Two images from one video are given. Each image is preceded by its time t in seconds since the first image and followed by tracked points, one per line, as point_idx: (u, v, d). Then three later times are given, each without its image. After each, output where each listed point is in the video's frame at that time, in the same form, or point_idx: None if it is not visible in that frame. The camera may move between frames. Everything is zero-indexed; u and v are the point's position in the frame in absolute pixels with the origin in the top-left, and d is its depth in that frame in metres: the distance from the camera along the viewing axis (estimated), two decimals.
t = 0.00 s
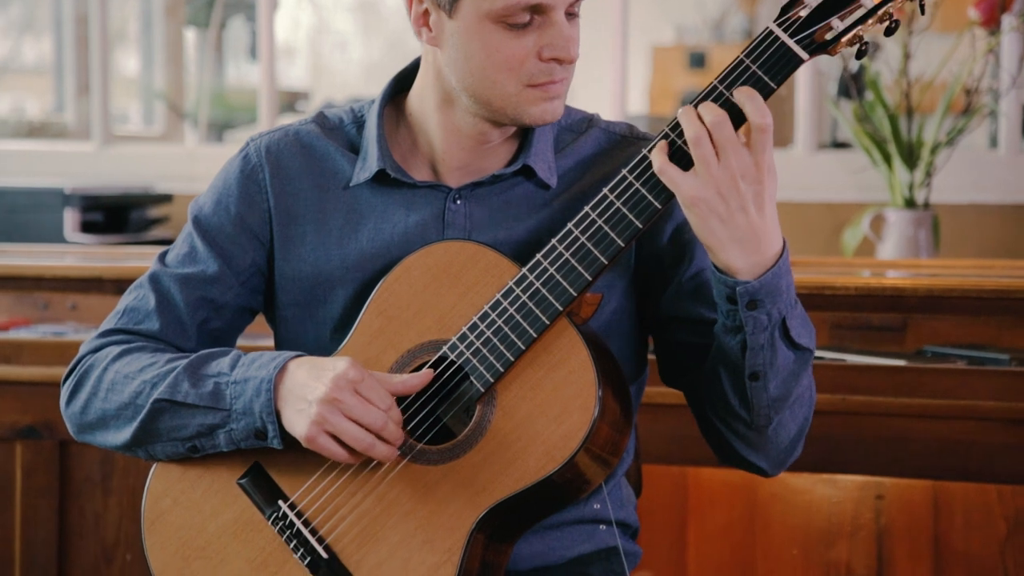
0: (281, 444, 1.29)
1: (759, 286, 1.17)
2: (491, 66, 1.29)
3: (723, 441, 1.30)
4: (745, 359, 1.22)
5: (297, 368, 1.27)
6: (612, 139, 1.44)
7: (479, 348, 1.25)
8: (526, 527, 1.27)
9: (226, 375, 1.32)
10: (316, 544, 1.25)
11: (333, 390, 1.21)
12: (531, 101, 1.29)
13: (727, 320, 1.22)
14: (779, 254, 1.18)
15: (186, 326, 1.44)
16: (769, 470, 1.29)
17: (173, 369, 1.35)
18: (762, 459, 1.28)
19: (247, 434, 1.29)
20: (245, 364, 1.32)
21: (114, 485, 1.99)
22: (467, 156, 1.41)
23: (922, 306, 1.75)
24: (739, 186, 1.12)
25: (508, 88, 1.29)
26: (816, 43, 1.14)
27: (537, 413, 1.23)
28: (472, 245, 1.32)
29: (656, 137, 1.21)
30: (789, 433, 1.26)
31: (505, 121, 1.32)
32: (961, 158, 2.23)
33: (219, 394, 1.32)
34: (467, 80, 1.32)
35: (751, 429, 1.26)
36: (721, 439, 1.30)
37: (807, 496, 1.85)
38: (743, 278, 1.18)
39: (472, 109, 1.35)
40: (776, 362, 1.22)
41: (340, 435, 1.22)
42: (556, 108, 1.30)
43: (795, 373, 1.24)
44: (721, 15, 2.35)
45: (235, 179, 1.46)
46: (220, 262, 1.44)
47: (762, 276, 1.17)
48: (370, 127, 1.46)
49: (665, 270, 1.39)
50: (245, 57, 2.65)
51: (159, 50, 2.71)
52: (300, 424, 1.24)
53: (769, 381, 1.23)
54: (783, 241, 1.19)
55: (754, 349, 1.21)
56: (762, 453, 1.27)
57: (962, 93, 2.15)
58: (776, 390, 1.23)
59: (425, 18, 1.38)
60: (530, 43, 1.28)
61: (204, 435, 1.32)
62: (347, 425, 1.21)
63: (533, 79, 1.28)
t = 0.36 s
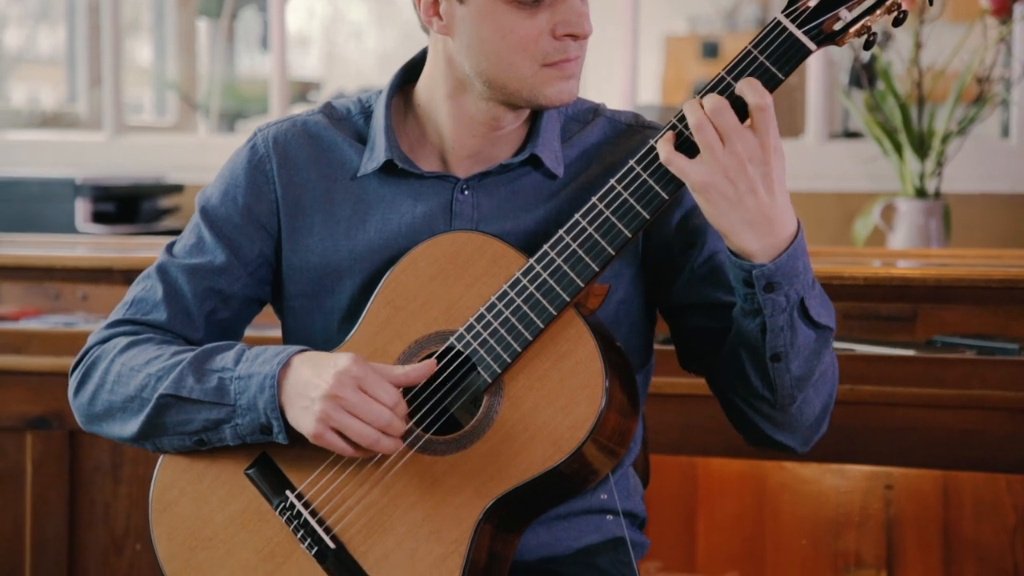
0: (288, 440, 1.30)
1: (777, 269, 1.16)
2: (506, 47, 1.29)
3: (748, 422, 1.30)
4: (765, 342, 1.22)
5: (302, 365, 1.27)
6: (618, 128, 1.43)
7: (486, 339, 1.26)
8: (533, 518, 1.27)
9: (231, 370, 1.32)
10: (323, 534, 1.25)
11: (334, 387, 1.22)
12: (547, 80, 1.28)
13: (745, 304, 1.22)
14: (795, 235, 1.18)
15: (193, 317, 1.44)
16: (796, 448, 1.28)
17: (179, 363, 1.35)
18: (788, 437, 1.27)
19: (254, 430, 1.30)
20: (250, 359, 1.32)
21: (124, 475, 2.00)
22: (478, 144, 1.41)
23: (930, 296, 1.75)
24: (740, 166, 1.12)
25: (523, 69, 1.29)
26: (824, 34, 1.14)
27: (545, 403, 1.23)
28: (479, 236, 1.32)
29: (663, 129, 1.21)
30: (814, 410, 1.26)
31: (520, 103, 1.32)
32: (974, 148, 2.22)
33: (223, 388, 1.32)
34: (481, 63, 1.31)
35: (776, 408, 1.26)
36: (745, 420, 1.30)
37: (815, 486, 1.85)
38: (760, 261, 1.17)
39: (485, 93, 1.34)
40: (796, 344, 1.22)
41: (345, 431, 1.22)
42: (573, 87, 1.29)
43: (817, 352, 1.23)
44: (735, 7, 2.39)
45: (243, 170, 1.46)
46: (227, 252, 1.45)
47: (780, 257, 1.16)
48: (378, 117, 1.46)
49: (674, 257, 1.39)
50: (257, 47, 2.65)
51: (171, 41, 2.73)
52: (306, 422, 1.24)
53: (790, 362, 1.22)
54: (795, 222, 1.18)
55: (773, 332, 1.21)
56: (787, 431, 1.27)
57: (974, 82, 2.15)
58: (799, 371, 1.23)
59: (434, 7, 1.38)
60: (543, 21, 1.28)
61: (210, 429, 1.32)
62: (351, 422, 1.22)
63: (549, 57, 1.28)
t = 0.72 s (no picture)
0: (294, 438, 1.30)
1: (873, 203, 1.18)
2: (509, 46, 1.29)
3: (819, 378, 1.28)
4: (859, 282, 1.22)
5: (310, 366, 1.27)
6: (619, 121, 1.44)
7: (489, 335, 1.25)
8: (535, 513, 1.27)
9: (236, 368, 1.32)
10: (325, 528, 1.26)
11: (347, 386, 1.22)
12: (549, 79, 1.28)
13: (840, 248, 1.21)
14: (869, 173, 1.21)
15: (196, 312, 1.44)
16: (862, 400, 1.28)
17: (184, 360, 1.35)
18: (859, 386, 1.27)
19: (259, 428, 1.30)
20: (256, 357, 1.32)
21: (127, 471, 2.00)
22: (481, 140, 1.41)
23: (933, 292, 1.75)
24: (826, 112, 1.14)
25: (525, 67, 1.29)
26: (828, 28, 1.16)
27: (550, 397, 1.23)
28: (481, 231, 1.32)
29: (666, 126, 1.24)
30: (882, 355, 1.27)
31: (522, 101, 1.32)
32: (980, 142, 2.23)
33: (228, 386, 1.32)
34: (484, 60, 1.31)
35: (857, 355, 1.25)
36: (818, 377, 1.28)
37: (819, 482, 1.84)
38: (852, 200, 1.18)
39: (488, 90, 1.34)
40: (884, 281, 1.23)
41: (357, 432, 1.22)
42: (574, 86, 1.29)
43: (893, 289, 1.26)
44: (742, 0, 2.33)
45: (246, 165, 1.46)
46: (230, 247, 1.45)
47: (871, 191, 1.19)
48: (380, 112, 1.46)
49: (699, 236, 1.38)
50: (263, 43, 2.66)
51: (178, 37, 2.74)
52: (316, 422, 1.24)
53: (879, 300, 1.23)
54: (866, 159, 1.21)
55: (871, 269, 1.21)
56: (860, 379, 1.27)
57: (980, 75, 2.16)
58: (882, 311, 1.24)
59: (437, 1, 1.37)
60: (546, 21, 1.27)
61: (215, 428, 1.32)
62: (364, 423, 1.22)
63: (551, 56, 1.28)
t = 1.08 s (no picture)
0: (287, 437, 1.30)
1: (847, 218, 1.19)
2: (497, 74, 1.29)
3: (795, 401, 1.28)
4: (833, 300, 1.22)
5: (304, 367, 1.27)
6: (620, 134, 1.43)
7: (484, 338, 1.26)
8: (531, 516, 1.27)
9: (230, 367, 1.32)
10: (321, 532, 1.26)
11: (343, 389, 1.22)
12: (536, 108, 1.29)
13: (814, 263, 1.22)
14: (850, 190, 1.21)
15: (193, 315, 1.44)
16: (842, 428, 1.27)
17: (179, 360, 1.35)
18: (836, 414, 1.27)
19: (253, 428, 1.30)
20: (250, 356, 1.32)
21: (126, 474, 2.00)
22: (478, 151, 1.42)
23: (931, 295, 1.75)
24: (809, 120, 1.14)
25: (513, 95, 1.29)
26: (823, 32, 1.16)
27: (545, 399, 1.23)
28: (477, 235, 1.32)
29: (662, 128, 1.24)
30: (862, 383, 1.27)
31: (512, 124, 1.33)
32: (980, 144, 2.22)
33: (223, 386, 1.32)
34: (476, 84, 1.32)
35: (833, 379, 1.25)
36: (795, 400, 1.28)
37: (818, 485, 1.85)
38: (827, 215, 1.19)
39: (481, 110, 1.35)
40: (860, 302, 1.23)
41: (347, 432, 1.22)
42: (562, 115, 1.29)
43: (872, 311, 1.25)
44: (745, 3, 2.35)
45: (244, 167, 1.46)
46: (226, 250, 1.45)
47: (847, 208, 1.19)
48: (380, 116, 1.46)
49: (694, 252, 1.38)
50: (263, 45, 2.65)
51: (180, 40, 2.74)
52: (309, 421, 1.24)
53: (854, 321, 1.23)
54: (846, 175, 1.22)
55: (845, 288, 1.22)
56: (838, 407, 1.26)
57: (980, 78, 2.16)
58: (859, 333, 1.24)
59: (437, 16, 1.38)
60: (536, 52, 1.27)
61: (209, 427, 1.32)
62: (355, 425, 1.22)
63: (539, 88, 1.28)
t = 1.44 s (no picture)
0: (281, 440, 1.30)
1: (836, 226, 1.19)
2: (474, 87, 1.30)
3: (790, 417, 1.28)
4: (824, 312, 1.23)
5: (298, 365, 1.27)
6: (615, 152, 1.44)
7: (478, 352, 1.26)
8: (524, 532, 1.27)
9: (225, 372, 1.33)
10: (314, 547, 1.26)
11: (337, 381, 1.22)
12: (513, 122, 1.29)
13: (804, 273, 1.22)
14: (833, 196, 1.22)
15: (186, 331, 1.44)
16: (837, 445, 1.27)
17: (174, 367, 1.35)
18: (832, 431, 1.26)
19: (248, 431, 1.30)
20: (244, 361, 1.32)
21: (121, 489, 2.00)
22: (467, 167, 1.42)
23: (926, 309, 1.75)
24: (795, 126, 1.15)
25: (490, 108, 1.30)
26: (816, 48, 1.17)
27: (535, 418, 1.24)
28: (470, 249, 1.32)
29: (655, 143, 1.25)
30: (857, 398, 1.27)
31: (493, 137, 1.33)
32: (975, 161, 2.24)
33: (217, 391, 1.32)
34: (455, 96, 1.32)
35: (828, 394, 1.25)
36: (789, 416, 1.28)
37: (812, 499, 1.84)
38: (816, 222, 1.19)
39: (462, 123, 1.35)
40: (851, 312, 1.24)
41: (348, 425, 1.22)
42: (540, 130, 1.29)
43: (862, 323, 1.25)
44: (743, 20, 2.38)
45: (237, 184, 1.47)
46: (220, 267, 1.45)
47: (835, 214, 1.20)
48: (372, 134, 1.47)
49: (687, 270, 1.39)
50: (261, 60, 2.66)
51: (178, 55, 2.75)
52: (308, 418, 1.24)
53: (846, 332, 1.24)
54: (832, 184, 1.23)
55: (835, 298, 1.22)
56: (833, 424, 1.26)
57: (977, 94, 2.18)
58: (852, 345, 1.24)
59: (421, 28, 1.39)
60: (512, 66, 1.28)
61: (204, 433, 1.32)
62: (355, 416, 1.21)
63: (515, 102, 1.28)
